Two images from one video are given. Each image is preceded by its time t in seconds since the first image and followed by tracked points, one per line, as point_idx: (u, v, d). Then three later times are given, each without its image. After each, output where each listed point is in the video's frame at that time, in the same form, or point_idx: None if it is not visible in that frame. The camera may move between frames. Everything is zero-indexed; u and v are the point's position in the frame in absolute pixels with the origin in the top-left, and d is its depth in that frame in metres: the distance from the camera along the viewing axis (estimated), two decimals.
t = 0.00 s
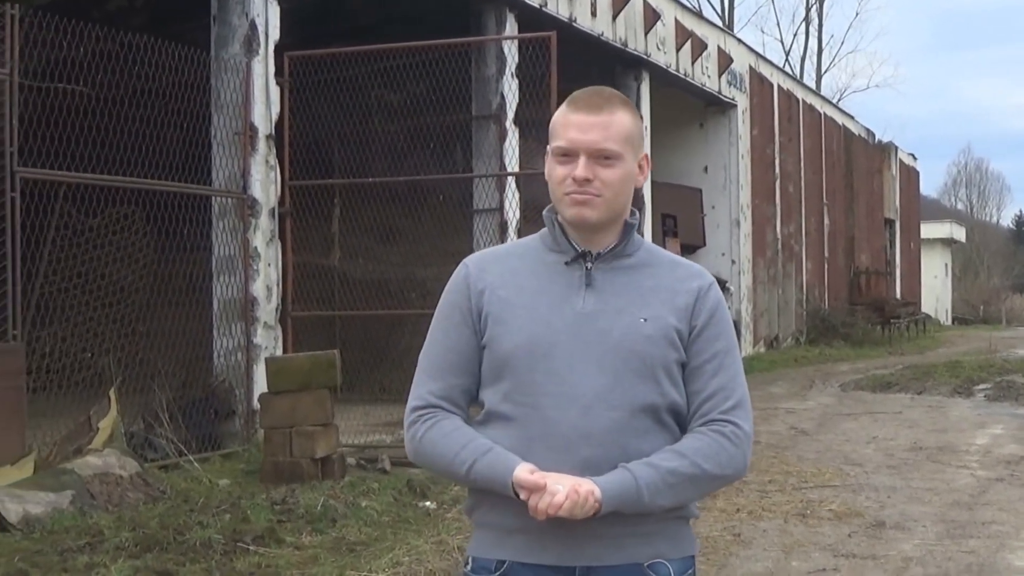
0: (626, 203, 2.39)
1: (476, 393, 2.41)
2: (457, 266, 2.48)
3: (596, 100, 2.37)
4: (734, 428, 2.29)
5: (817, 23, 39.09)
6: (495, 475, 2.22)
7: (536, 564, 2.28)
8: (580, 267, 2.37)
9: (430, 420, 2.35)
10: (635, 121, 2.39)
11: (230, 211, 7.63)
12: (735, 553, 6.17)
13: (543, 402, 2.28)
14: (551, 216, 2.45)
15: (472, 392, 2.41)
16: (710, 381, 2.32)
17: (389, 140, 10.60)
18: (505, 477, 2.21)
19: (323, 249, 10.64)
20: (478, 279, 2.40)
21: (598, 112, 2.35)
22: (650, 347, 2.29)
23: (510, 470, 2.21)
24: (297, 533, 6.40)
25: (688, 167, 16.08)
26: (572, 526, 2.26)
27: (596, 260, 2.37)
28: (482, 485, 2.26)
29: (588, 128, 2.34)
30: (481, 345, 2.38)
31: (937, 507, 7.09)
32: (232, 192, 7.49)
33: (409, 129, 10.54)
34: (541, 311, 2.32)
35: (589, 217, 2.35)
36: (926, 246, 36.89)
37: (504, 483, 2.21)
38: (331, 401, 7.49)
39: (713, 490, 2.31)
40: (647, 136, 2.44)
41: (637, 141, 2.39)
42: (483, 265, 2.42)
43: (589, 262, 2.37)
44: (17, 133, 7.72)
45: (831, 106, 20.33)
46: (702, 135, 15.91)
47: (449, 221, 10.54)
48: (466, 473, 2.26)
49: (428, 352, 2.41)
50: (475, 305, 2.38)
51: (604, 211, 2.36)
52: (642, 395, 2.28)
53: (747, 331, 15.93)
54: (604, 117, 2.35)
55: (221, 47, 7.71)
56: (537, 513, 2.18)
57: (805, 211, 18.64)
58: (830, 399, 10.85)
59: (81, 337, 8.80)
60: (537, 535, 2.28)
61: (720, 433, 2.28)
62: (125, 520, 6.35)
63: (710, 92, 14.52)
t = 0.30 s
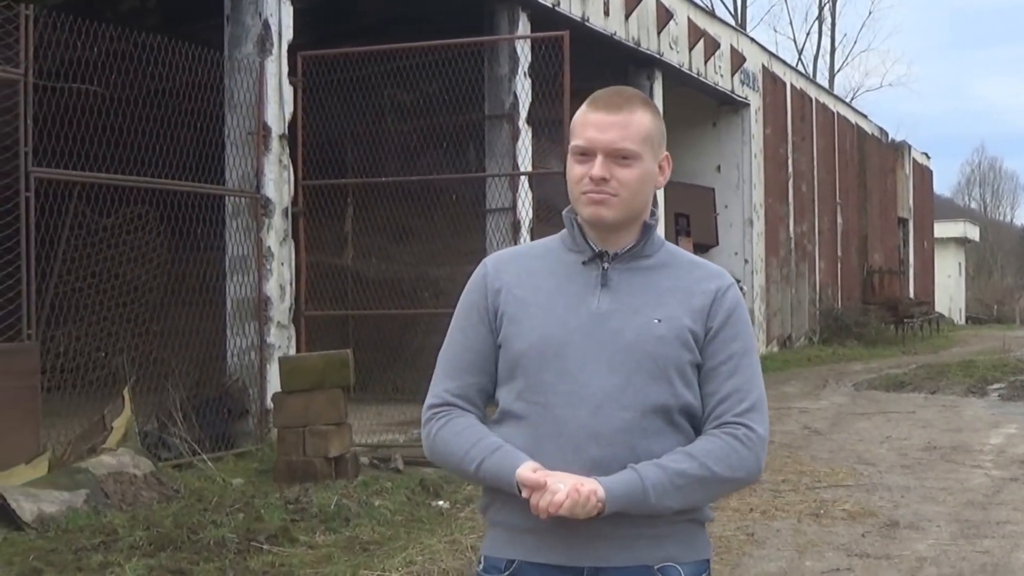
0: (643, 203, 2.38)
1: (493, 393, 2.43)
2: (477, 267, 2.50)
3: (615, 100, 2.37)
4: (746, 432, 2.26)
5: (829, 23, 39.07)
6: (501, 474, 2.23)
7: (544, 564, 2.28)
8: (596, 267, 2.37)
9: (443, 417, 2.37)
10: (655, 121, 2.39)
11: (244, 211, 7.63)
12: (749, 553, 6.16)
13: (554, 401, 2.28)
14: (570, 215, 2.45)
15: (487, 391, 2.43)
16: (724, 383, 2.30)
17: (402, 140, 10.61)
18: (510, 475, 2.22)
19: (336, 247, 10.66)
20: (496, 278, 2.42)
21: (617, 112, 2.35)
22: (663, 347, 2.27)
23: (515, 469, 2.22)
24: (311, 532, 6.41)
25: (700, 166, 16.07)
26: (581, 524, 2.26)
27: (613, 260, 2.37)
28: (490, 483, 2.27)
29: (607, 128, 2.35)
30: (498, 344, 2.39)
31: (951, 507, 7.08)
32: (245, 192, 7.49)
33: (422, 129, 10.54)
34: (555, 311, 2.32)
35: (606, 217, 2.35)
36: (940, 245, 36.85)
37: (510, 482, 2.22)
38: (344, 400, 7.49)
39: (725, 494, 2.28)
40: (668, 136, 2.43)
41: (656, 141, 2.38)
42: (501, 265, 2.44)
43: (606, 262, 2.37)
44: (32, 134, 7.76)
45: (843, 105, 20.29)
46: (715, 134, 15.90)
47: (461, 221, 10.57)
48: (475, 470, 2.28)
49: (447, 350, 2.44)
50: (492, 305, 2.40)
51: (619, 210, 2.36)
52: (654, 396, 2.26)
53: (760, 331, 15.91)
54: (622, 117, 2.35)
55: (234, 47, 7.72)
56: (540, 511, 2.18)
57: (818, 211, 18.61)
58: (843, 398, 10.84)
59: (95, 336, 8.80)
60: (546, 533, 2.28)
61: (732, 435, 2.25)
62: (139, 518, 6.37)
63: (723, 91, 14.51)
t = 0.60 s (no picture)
0: (673, 201, 2.37)
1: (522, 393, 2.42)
2: (503, 265, 2.49)
3: (645, 97, 2.35)
4: (780, 435, 2.26)
5: (848, 21, 38.95)
6: (535, 478, 2.22)
7: (575, 565, 2.28)
8: (626, 267, 2.36)
9: (474, 420, 2.36)
10: (685, 119, 2.37)
11: (263, 211, 7.63)
12: (769, 553, 6.15)
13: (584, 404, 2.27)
14: (598, 212, 2.45)
15: (515, 392, 2.42)
16: (756, 386, 2.29)
17: (421, 140, 10.59)
18: (544, 480, 2.21)
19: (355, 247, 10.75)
20: (524, 277, 2.41)
21: (647, 110, 2.34)
22: (694, 350, 2.27)
23: (549, 474, 2.20)
24: (330, 531, 6.42)
25: (718, 166, 16.05)
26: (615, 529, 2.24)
27: (642, 260, 2.36)
28: (523, 487, 2.26)
29: (637, 126, 2.33)
30: (526, 345, 2.38)
31: (972, 508, 7.04)
32: (263, 191, 7.50)
33: (441, 129, 10.48)
34: (585, 313, 2.31)
35: (635, 216, 2.34)
36: (960, 245, 36.71)
37: (542, 487, 2.21)
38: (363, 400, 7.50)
39: (757, 499, 2.28)
40: (697, 134, 2.41)
41: (686, 139, 2.37)
42: (529, 264, 2.43)
43: (635, 263, 2.36)
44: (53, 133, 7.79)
45: (861, 105, 20.22)
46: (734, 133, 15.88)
47: (480, 221, 10.63)
48: (508, 474, 2.26)
49: (473, 348, 2.43)
50: (520, 305, 2.39)
51: (648, 209, 2.35)
52: (685, 398, 2.26)
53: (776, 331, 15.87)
54: (652, 115, 2.33)
55: (253, 47, 7.72)
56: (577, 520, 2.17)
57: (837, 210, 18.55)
58: (863, 398, 10.80)
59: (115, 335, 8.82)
60: (577, 536, 2.27)
61: (766, 440, 2.25)
62: (159, 517, 6.39)
63: (742, 90, 14.49)
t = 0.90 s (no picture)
0: (704, 198, 2.30)
1: (543, 391, 2.34)
2: (523, 258, 2.38)
3: (678, 90, 2.27)
4: (827, 441, 2.28)
5: (872, 17, 38.84)
6: (565, 488, 2.15)
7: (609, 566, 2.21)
8: (654, 265, 2.29)
9: (498, 421, 2.27)
10: (717, 114, 2.30)
11: (288, 210, 7.64)
12: (797, 551, 6.13)
13: (616, 410, 2.20)
14: (623, 206, 2.37)
15: (537, 388, 2.33)
16: (798, 392, 2.29)
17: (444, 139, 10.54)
18: (574, 491, 2.14)
19: (379, 245, 10.67)
20: (549, 274, 2.31)
21: (680, 104, 2.26)
22: (725, 353, 2.22)
23: (580, 485, 2.13)
24: (356, 529, 6.44)
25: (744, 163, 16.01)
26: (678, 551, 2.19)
27: (670, 259, 2.29)
28: (552, 495, 2.19)
29: (670, 120, 2.25)
30: (550, 344, 2.29)
31: (999, 506, 7.01)
32: (287, 191, 7.52)
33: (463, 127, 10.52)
34: (614, 315, 2.23)
35: (667, 214, 2.26)
36: (986, 241, 36.54)
37: (574, 497, 2.14)
38: (387, 397, 7.51)
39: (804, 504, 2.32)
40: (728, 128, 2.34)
41: (719, 134, 2.30)
42: (552, 259, 2.33)
43: (663, 261, 2.29)
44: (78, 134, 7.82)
45: (885, 101, 20.13)
46: (758, 130, 15.86)
47: (504, 219, 10.61)
48: (536, 482, 2.20)
49: (492, 344, 2.34)
50: (545, 304, 2.29)
51: (679, 206, 2.27)
52: (715, 403, 2.21)
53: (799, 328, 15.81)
54: (685, 108, 2.26)
55: (276, 47, 7.73)
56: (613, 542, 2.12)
57: (862, 207, 18.49)
58: (889, 396, 10.76)
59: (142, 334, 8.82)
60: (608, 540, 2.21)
61: (816, 449, 2.27)
62: (185, 516, 6.42)
63: (766, 87, 14.45)
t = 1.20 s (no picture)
0: (721, 194, 2.17)
1: (566, 408, 2.18)
2: (533, 268, 2.20)
3: (688, 83, 2.13)
4: (872, 410, 2.30)
5: (901, 14, 38.68)
6: (611, 504, 1.98)
7: None
8: (679, 270, 2.14)
9: (526, 444, 2.09)
10: (729, 106, 2.17)
11: (316, 210, 7.65)
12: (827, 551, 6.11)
13: (656, 423, 2.06)
14: (634, 209, 2.22)
15: (559, 407, 2.16)
16: (840, 372, 2.28)
17: (471, 136, 10.53)
18: (621, 506, 1.97)
19: (407, 244, 10.77)
20: (567, 286, 2.14)
21: (693, 98, 2.12)
22: (763, 354, 2.12)
23: (627, 499, 1.97)
24: (384, 528, 6.44)
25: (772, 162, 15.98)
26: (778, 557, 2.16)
27: (692, 262, 2.15)
28: (595, 515, 2.01)
29: (683, 115, 2.11)
30: (572, 359, 2.13)
31: None
32: (316, 190, 7.54)
33: (491, 126, 10.53)
34: (646, 324, 2.08)
35: (688, 215, 2.13)
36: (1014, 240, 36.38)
37: (623, 515, 1.97)
38: (416, 397, 7.50)
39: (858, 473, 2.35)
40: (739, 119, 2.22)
41: (731, 127, 2.18)
42: (570, 271, 2.15)
43: (687, 264, 2.15)
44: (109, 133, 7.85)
45: (913, 99, 20.06)
46: (786, 129, 15.84)
47: (533, 218, 10.55)
48: (578, 503, 2.02)
49: (507, 367, 2.16)
50: (567, 320, 2.12)
51: (699, 206, 2.14)
52: (758, 408, 2.10)
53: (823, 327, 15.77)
54: (699, 104, 2.12)
55: (305, 46, 7.75)
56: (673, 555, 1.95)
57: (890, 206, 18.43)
58: (919, 395, 10.72)
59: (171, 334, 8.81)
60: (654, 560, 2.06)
61: (868, 422, 2.28)
62: (214, 514, 6.44)
63: (794, 85, 14.42)
